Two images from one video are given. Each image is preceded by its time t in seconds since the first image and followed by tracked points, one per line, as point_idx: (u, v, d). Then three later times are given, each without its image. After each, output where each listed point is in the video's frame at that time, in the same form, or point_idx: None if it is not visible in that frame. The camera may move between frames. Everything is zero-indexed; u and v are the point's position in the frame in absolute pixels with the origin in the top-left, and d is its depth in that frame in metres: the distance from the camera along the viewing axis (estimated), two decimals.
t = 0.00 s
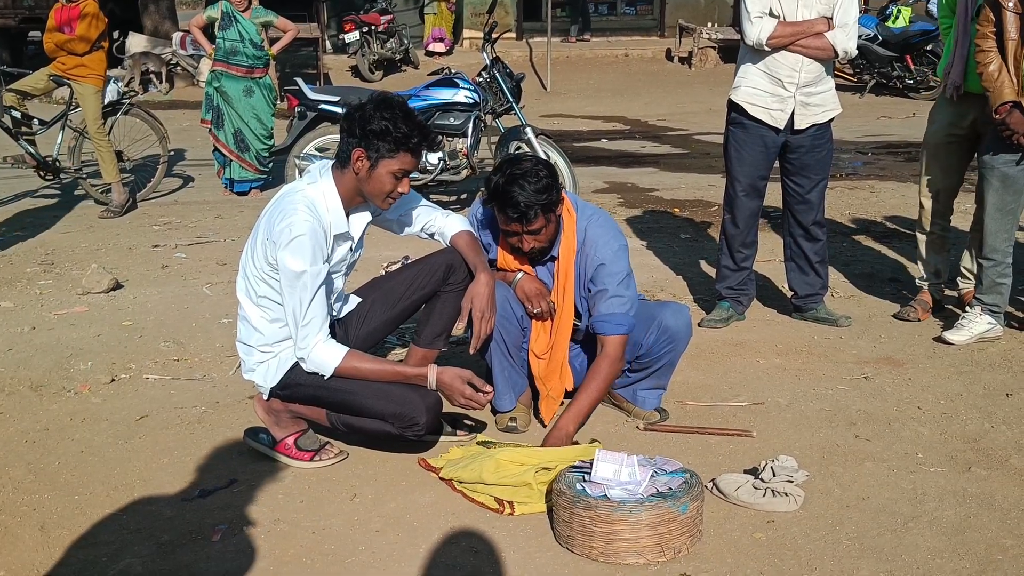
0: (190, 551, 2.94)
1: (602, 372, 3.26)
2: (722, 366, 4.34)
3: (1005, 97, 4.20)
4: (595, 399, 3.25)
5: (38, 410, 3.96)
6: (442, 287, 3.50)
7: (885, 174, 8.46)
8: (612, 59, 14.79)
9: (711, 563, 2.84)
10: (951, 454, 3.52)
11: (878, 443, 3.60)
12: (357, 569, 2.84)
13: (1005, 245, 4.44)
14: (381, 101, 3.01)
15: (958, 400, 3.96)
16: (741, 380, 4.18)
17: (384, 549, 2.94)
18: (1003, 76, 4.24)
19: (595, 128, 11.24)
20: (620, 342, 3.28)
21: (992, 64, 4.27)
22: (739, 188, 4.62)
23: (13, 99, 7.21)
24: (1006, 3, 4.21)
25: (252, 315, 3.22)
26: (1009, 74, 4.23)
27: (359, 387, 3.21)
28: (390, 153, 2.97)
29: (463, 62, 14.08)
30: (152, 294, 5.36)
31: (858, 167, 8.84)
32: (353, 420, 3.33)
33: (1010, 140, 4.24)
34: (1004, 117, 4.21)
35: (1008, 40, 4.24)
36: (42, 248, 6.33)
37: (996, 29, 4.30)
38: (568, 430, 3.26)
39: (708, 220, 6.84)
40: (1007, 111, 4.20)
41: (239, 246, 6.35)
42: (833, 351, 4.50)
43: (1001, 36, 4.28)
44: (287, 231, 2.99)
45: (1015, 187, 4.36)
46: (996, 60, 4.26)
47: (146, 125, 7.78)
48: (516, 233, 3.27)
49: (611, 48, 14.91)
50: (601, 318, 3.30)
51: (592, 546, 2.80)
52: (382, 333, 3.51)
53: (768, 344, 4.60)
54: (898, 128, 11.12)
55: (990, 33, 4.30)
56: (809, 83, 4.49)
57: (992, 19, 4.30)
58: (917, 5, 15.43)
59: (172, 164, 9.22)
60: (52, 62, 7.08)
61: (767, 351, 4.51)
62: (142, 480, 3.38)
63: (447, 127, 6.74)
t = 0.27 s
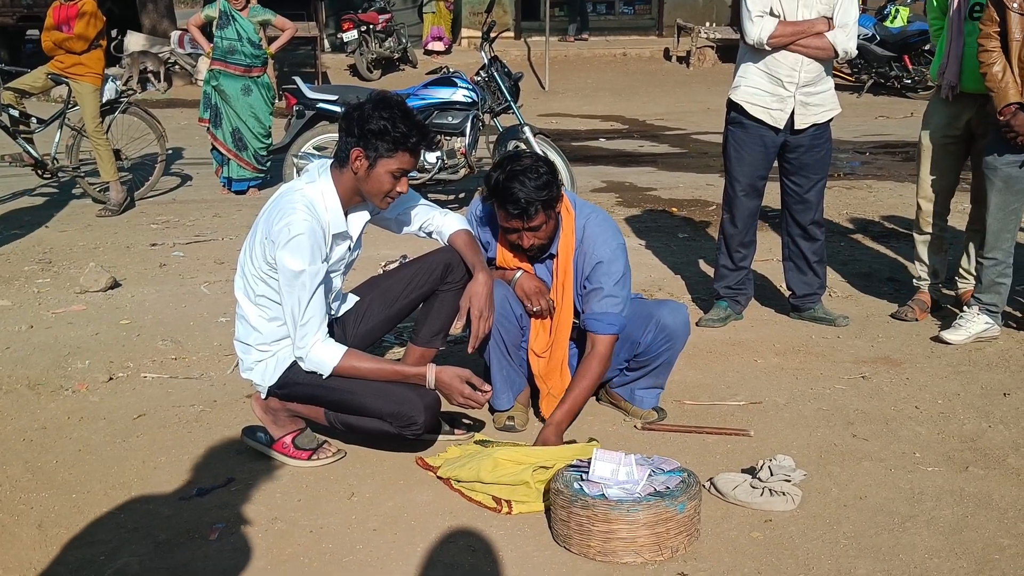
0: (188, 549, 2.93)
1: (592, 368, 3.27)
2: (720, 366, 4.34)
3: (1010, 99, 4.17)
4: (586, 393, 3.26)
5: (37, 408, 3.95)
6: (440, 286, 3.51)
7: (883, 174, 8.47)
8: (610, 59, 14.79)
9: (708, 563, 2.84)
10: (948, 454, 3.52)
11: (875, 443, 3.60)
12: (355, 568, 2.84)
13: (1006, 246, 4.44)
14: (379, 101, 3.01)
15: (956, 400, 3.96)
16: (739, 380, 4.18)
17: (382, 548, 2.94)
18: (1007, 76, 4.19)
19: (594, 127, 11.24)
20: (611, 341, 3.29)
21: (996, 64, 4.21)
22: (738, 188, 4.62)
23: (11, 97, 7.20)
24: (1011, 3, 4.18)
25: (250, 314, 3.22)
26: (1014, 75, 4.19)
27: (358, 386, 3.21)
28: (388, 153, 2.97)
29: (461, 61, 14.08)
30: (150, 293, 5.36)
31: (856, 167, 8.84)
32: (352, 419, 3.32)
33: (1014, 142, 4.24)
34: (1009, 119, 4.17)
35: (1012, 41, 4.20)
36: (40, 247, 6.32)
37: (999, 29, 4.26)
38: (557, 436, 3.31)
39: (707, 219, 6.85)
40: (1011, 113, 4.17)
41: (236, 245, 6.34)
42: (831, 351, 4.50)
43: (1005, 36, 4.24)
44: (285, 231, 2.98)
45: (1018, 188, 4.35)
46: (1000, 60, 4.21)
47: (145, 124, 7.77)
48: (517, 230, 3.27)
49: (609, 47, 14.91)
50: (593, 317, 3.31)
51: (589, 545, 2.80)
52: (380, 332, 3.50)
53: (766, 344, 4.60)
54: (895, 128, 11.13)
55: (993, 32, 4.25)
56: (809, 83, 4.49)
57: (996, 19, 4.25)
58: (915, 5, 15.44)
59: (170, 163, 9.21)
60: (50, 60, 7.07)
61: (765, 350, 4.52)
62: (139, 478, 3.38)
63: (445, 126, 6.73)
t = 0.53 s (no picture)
0: (186, 549, 2.93)
1: (614, 368, 3.36)
2: (718, 366, 4.34)
3: (1014, 100, 4.16)
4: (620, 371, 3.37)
5: (35, 408, 3.95)
6: (439, 286, 3.51)
7: (881, 174, 8.47)
8: (609, 59, 14.80)
9: (707, 563, 2.83)
10: (947, 455, 3.52)
11: (874, 444, 3.60)
12: (353, 568, 2.83)
13: (1008, 246, 4.42)
14: (372, 100, 3.00)
15: (954, 401, 3.96)
16: (737, 380, 4.18)
17: (380, 548, 2.94)
18: (1011, 78, 4.19)
19: (592, 128, 11.24)
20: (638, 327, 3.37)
21: (999, 65, 4.21)
22: (737, 189, 4.62)
23: (10, 97, 7.19)
24: (1015, 4, 4.16)
25: (250, 314, 3.21)
26: (1017, 76, 4.18)
27: (358, 386, 3.21)
28: (385, 151, 2.97)
29: (460, 62, 14.08)
30: (149, 293, 5.35)
31: (854, 167, 8.85)
32: (351, 419, 3.32)
33: (1016, 143, 4.23)
34: (1012, 121, 4.17)
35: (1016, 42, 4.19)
36: (39, 247, 6.31)
37: (1003, 30, 4.25)
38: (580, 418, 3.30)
39: (705, 219, 6.85)
40: (1015, 114, 4.16)
41: (235, 245, 6.34)
42: (829, 352, 4.50)
43: (1009, 37, 4.23)
44: (285, 231, 2.98)
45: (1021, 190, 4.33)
46: (1003, 62, 4.21)
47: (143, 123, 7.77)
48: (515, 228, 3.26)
49: (608, 48, 14.91)
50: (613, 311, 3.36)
51: (587, 546, 2.80)
52: (379, 331, 3.49)
53: (765, 344, 4.60)
54: (894, 128, 11.14)
55: (997, 33, 4.24)
56: (808, 84, 4.49)
57: (999, 20, 4.24)
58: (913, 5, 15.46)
59: (168, 162, 9.20)
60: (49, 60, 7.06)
61: (763, 351, 4.52)
62: (137, 478, 3.37)
63: (444, 126, 6.72)
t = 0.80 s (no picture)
0: (184, 551, 2.93)
1: (642, 348, 3.23)
2: (717, 368, 4.34)
3: (1018, 104, 4.15)
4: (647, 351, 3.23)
5: (34, 409, 3.95)
6: (439, 288, 3.51)
7: (880, 176, 8.47)
8: (608, 60, 14.81)
9: (706, 565, 2.84)
10: (946, 457, 3.52)
11: (873, 445, 3.60)
12: (352, 570, 2.83)
13: (1010, 248, 4.42)
14: (361, 98, 3.01)
15: (953, 402, 3.96)
16: (736, 382, 4.18)
17: (379, 549, 2.94)
18: (1014, 81, 4.19)
19: (592, 129, 11.25)
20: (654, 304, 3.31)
21: (1003, 69, 4.21)
22: (736, 191, 4.63)
23: (10, 98, 7.19)
24: (1018, 7, 4.16)
25: (250, 315, 3.21)
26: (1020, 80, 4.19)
27: (358, 388, 3.21)
28: (379, 147, 2.97)
29: (459, 63, 14.09)
30: (148, 294, 5.35)
31: (854, 169, 8.85)
32: (351, 421, 3.32)
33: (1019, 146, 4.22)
34: (1017, 124, 4.15)
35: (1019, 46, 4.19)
36: (38, 248, 6.31)
37: (1005, 34, 4.26)
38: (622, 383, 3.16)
39: (704, 221, 6.85)
40: (1019, 118, 4.14)
41: (234, 246, 6.34)
42: (828, 353, 4.50)
43: (1011, 40, 4.23)
44: (285, 233, 2.98)
45: None
46: (1007, 66, 4.21)
47: (143, 125, 7.77)
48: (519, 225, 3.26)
49: (607, 49, 14.91)
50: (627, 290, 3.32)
51: (586, 547, 2.80)
52: (379, 333, 3.50)
53: (764, 346, 4.60)
54: (893, 130, 11.14)
55: (999, 37, 4.25)
56: (806, 86, 4.49)
57: (1002, 23, 4.25)
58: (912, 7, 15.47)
59: (168, 164, 9.21)
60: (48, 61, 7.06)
61: (762, 352, 4.52)
62: (136, 480, 3.37)
63: (444, 128, 6.72)
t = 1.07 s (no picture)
0: (184, 552, 2.93)
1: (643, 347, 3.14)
2: (717, 370, 4.34)
3: (1021, 109, 4.16)
4: (644, 352, 3.13)
5: (35, 410, 3.95)
6: (439, 291, 3.50)
7: (880, 179, 8.48)
8: (608, 63, 14.81)
9: (705, 567, 2.84)
10: (945, 459, 3.52)
11: (872, 448, 3.61)
12: (352, 572, 2.84)
13: (1011, 251, 4.44)
14: (356, 99, 3.02)
15: (953, 405, 3.96)
16: (736, 384, 4.18)
17: (379, 551, 2.94)
18: (1017, 86, 4.19)
19: (592, 131, 11.26)
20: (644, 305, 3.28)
21: (1005, 74, 4.22)
22: (736, 193, 4.63)
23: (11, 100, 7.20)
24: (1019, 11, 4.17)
25: (251, 317, 3.21)
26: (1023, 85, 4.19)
27: (358, 389, 3.21)
28: (374, 147, 2.97)
29: (460, 65, 14.10)
30: (149, 295, 5.36)
31: (854, 171, 8.86)
32: (351, 424, 3.32)
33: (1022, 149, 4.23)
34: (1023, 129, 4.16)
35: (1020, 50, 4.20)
36: (38, 249, 6.31)
37: (1006, 38, 4.26)
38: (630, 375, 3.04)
39: (704, 223, 6.86)
40: None
41: (235, 248, 6.34)
42: (828, 356, 4.50)
43: (1012, 44, 4.23)
44: (286, 236, 2.98)
45: None
46: (1008, 71, 4.21)
47: (144, 127, 7.77)
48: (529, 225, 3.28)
49: (607, 51, 14.92)
50: (621, 288, 3.31)
51: (586, 549, 2.80)
52: (380, 335, 3.51)
53: (764, 348, 4.60)
54: (893, 133, 11.15)
55: (1000, 41, 4.25)
56: (806, 88, 4.50)
57: (1002, 27, 4.25)
58: (913, 10, 15.49)
59: (169, 165, 9.21)
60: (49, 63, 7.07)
61: (762, 355, 4.52)
62: (137, 481, 3.37)
63: (444, 130, 6.77)
